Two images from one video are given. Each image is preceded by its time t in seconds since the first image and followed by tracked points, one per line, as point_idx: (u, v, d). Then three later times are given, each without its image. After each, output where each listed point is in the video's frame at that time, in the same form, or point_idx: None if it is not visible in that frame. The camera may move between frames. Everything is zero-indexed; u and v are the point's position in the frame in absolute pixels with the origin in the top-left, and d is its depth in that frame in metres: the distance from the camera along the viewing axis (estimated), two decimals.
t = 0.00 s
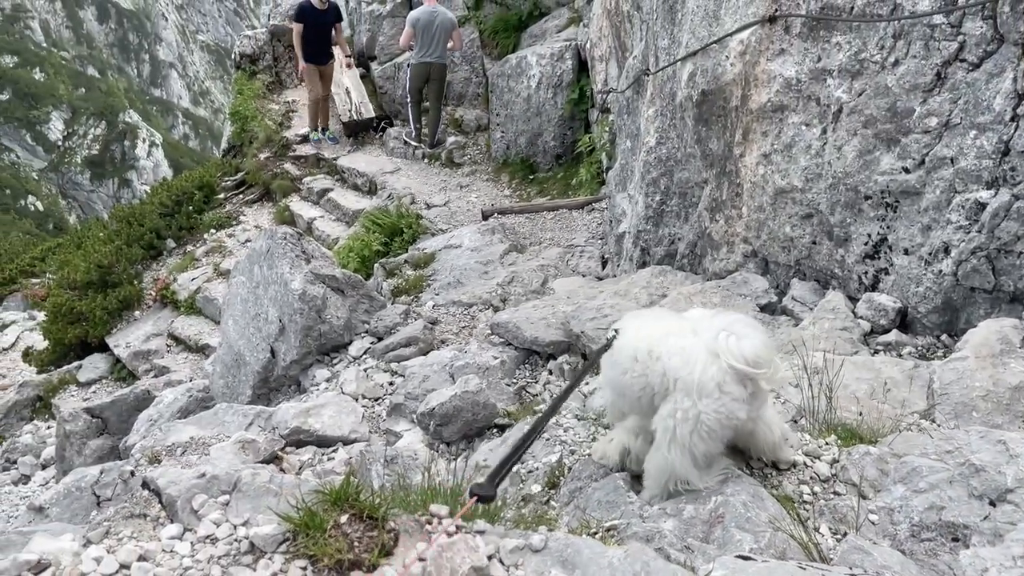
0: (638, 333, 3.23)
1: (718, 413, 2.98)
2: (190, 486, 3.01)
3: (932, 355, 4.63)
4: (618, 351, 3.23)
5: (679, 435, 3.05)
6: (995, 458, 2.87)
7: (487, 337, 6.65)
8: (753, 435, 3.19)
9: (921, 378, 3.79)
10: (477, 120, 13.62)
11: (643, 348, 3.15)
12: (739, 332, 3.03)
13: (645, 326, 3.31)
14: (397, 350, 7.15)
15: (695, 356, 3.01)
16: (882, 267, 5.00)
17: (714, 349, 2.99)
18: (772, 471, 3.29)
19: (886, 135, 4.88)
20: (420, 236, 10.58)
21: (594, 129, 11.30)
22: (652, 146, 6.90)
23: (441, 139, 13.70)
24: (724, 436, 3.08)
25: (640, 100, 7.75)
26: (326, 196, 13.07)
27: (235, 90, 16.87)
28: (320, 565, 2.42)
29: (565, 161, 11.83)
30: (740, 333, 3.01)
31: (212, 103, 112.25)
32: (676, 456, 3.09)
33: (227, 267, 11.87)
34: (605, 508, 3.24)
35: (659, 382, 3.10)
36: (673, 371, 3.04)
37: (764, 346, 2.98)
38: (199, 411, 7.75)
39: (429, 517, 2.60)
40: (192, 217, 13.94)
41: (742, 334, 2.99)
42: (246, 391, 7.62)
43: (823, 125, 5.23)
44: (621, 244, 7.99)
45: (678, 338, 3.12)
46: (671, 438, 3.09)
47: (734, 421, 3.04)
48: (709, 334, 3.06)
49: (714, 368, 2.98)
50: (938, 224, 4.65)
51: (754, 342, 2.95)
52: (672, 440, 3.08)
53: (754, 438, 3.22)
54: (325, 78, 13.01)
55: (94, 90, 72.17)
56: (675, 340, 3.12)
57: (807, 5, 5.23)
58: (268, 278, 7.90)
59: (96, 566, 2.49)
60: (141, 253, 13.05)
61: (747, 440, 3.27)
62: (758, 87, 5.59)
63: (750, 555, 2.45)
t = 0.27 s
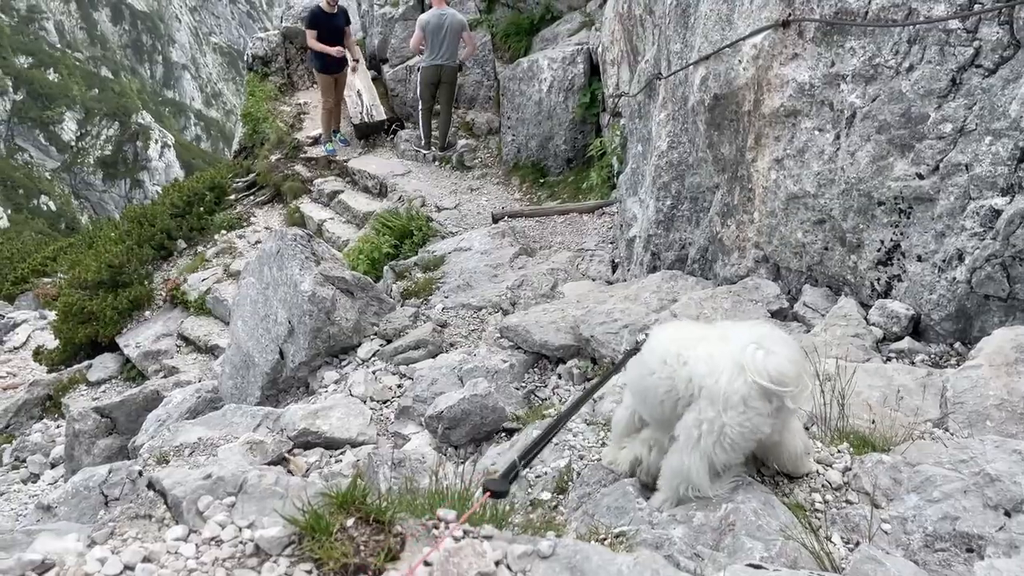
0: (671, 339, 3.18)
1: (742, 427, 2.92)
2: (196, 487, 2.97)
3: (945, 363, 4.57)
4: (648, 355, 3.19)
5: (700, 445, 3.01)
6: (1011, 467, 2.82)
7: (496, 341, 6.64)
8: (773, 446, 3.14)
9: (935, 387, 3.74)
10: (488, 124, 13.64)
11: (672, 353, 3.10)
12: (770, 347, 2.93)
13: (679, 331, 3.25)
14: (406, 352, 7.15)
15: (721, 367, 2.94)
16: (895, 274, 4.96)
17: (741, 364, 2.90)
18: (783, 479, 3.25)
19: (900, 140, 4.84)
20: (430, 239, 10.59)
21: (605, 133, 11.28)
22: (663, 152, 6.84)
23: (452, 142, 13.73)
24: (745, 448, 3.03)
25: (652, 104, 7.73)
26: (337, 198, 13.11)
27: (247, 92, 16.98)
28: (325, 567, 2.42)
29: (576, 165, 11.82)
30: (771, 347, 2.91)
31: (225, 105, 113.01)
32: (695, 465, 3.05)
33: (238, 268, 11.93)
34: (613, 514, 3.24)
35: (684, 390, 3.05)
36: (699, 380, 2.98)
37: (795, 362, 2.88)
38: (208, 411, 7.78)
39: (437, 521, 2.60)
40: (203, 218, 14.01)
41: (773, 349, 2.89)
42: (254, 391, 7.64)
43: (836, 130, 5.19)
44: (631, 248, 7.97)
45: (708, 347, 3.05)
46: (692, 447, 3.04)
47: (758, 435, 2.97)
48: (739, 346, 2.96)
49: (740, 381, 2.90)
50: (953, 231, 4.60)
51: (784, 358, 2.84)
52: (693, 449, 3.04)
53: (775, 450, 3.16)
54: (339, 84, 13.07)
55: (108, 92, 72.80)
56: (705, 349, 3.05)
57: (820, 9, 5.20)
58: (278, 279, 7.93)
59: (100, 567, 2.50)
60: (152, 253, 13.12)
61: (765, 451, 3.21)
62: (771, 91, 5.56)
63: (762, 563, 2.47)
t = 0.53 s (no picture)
0: (680, 338, 3.21)
1: (724, 427, 2.88)
2: (191, 493, 2.98)
3: (950, 369, 4.53)
4: (657, 353, 3.26)
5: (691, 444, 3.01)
6: (1016, 477, 2.79)
7: (500, 343, 6.64)
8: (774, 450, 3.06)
9: (940, 394, 3.71)
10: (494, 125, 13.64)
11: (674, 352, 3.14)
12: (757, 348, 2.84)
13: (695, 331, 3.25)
14: (410, 353, 7.16)
15: (706, 367, 2.94)
16: (901, 279, 4.93)
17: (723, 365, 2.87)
18: (785, 486, 3.19)
19: (907, 145, 4.82)
20: (435, 240, 10.60)
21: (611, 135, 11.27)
22: (669, 154, 6.85)
23: (458, 143, 13.73)
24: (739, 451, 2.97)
25: (659, 106, 7.73)
26: (343, 198, 13.13)
27: (254, 92, 17.03)
28: None
29: (582, 166, 11.82)
30: (756, 349, 2.83)
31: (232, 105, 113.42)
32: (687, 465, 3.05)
33: (243, 268, 11.95)
34: (614, 521, 3.15)
35: (681, 388, 3.08)
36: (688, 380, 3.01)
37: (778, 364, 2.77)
38: (211, 410, 7.81)
39: (433, 529, 2.61)
40: (209, 217, 14.06)
41: (756, 350, 2.81)
42: (258, 391, 7.66)
43: (843, 134, 5.18)
44: (637, 251, 7.96)
45: (704, 346, 3.04)
46: (684, 446, 3.05)
47: (745, 436, 2.90)
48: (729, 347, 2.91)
49: (722, 382, 2.86)
50: (959, 236, 4.56)
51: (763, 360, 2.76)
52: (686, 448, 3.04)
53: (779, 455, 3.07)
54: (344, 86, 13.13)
55: (117, 91, 73.17)
56: (701, 348, 3.05)
57: (827, 13, 5.19)
58: (283, 279, 7.95)
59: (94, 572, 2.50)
60: (157, 252, 13.17)
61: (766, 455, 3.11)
62: (777, 95, 5.55)
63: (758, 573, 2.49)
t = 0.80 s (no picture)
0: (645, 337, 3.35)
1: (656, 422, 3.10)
2: (182, 491, 2.91)
3: (953, 369, 4.50)
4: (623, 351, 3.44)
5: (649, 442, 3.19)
6: (1017, 480, 2.75)
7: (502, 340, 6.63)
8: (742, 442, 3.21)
9: (942, 394, 3.69)
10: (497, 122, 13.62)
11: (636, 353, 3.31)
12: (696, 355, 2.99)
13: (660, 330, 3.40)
14: (411, 350, 7.15)
15: (647, 367, 3.15)
16: (903, 278, 4.89)
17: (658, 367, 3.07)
18: (784, 486, 3.25)
19: (910, 143, 4.79)
20: (437, 236, 10.58)
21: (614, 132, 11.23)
22: (671, 151, 6.84)
23: (461, 139, 13.71)
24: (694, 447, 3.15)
25: (662, 104, 7.71)
26: (345, 194, 13.12)
27: (257, 87, 17.04)
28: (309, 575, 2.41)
29: (585, 164, 11.79)
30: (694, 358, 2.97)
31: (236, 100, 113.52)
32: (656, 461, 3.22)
33: (245, 264, 11.95)
34: (612, 520, 3.05)
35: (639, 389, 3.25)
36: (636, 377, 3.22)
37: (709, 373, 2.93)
38: (212, 406, 7.82)
39: (426, 529, 2.63)
40: (212, 213, 14.06)
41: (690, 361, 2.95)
42: (259, 387, 7.66)
43: (846, 132, 5.15)
44: (639, 249, 7.93)
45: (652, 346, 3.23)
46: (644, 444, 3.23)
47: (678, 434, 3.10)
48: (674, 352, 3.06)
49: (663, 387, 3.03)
50: (962, 235, 4.51)
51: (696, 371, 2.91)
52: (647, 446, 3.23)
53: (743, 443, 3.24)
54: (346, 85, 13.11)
55: (121, 86, 73.30)
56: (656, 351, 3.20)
57: (831, 10, 5.17)
58: (284, 275, 7.95)
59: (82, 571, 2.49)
60: (160, 248, 13.18)
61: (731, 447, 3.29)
62: (780, 92, 5.53)
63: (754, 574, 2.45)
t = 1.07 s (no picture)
0: (616, 322, 3.52)
1: (666, 392, 3.20)
2: (177, 486, 2.99)
3: (956, 364, 4.48)
4: (592, 338, 3.56)
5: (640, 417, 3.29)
6: None
7: (504, 333, 6.62)
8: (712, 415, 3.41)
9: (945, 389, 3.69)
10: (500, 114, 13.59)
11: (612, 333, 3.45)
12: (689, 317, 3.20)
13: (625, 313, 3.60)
14: (413, 343, 7.15)
15: (644, 343, 3.25)
16: (906, 273, 4.87)
17: (658, 340, 3.19)
18: (786, 481, 3.12)
19: (915, 137, 4.76)
20: (440, 229, 10.58)
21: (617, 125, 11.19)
22: (675, 145, 6.82)
23: (464, 131, 13.67)
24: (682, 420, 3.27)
25: (665, 96, 7.68)
26: (348, 186, 13.11)
27: (260, 78, 17.01)
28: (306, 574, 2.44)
29: (588, 157, 11.76)
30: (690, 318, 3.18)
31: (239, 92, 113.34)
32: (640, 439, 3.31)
33: (247, 255, 11.95)
34: (614, 516, 3.09)
35: (623, 363, 3.37)
36: (631, 356, 3.31)
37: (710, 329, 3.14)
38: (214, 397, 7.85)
39: (425, 525, 2.62)
40: (214, 205, 14.08)
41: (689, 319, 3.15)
42: (261, 379, 7.69)
43: (850, 126, 5.14)
44: (642, 242, 7.92)
45: (639, 326, 3.35)
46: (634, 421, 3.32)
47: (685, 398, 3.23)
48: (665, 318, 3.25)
49: (661, 351, 3.17)
50: (966, 230, 4.48)
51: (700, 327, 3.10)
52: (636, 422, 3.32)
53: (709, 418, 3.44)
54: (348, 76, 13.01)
55: (124, 77, 73.24)
56: (637, 326, 3.38)
57: (836, 3, 5.15)
58: (286, 267, 7.96)
59: (76, 567, 2.54)
60: (162, 239, 13.20)
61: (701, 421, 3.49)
62: (784, 86, 5.51)
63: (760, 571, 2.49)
